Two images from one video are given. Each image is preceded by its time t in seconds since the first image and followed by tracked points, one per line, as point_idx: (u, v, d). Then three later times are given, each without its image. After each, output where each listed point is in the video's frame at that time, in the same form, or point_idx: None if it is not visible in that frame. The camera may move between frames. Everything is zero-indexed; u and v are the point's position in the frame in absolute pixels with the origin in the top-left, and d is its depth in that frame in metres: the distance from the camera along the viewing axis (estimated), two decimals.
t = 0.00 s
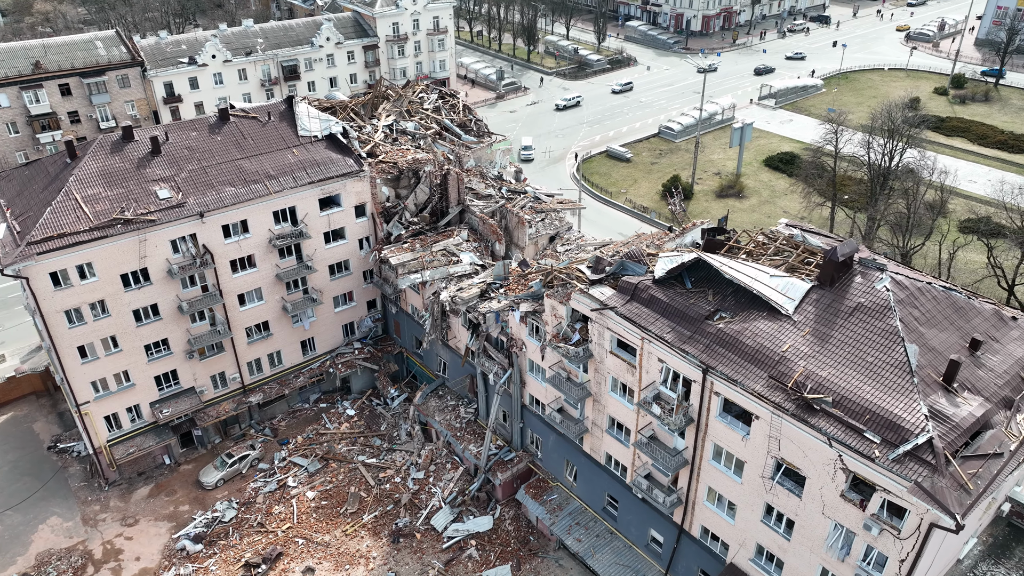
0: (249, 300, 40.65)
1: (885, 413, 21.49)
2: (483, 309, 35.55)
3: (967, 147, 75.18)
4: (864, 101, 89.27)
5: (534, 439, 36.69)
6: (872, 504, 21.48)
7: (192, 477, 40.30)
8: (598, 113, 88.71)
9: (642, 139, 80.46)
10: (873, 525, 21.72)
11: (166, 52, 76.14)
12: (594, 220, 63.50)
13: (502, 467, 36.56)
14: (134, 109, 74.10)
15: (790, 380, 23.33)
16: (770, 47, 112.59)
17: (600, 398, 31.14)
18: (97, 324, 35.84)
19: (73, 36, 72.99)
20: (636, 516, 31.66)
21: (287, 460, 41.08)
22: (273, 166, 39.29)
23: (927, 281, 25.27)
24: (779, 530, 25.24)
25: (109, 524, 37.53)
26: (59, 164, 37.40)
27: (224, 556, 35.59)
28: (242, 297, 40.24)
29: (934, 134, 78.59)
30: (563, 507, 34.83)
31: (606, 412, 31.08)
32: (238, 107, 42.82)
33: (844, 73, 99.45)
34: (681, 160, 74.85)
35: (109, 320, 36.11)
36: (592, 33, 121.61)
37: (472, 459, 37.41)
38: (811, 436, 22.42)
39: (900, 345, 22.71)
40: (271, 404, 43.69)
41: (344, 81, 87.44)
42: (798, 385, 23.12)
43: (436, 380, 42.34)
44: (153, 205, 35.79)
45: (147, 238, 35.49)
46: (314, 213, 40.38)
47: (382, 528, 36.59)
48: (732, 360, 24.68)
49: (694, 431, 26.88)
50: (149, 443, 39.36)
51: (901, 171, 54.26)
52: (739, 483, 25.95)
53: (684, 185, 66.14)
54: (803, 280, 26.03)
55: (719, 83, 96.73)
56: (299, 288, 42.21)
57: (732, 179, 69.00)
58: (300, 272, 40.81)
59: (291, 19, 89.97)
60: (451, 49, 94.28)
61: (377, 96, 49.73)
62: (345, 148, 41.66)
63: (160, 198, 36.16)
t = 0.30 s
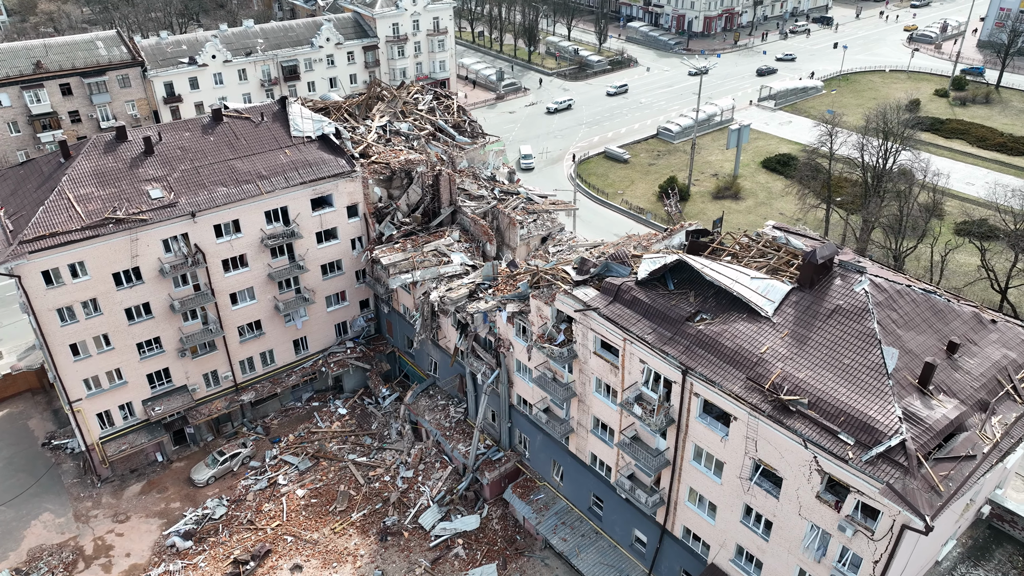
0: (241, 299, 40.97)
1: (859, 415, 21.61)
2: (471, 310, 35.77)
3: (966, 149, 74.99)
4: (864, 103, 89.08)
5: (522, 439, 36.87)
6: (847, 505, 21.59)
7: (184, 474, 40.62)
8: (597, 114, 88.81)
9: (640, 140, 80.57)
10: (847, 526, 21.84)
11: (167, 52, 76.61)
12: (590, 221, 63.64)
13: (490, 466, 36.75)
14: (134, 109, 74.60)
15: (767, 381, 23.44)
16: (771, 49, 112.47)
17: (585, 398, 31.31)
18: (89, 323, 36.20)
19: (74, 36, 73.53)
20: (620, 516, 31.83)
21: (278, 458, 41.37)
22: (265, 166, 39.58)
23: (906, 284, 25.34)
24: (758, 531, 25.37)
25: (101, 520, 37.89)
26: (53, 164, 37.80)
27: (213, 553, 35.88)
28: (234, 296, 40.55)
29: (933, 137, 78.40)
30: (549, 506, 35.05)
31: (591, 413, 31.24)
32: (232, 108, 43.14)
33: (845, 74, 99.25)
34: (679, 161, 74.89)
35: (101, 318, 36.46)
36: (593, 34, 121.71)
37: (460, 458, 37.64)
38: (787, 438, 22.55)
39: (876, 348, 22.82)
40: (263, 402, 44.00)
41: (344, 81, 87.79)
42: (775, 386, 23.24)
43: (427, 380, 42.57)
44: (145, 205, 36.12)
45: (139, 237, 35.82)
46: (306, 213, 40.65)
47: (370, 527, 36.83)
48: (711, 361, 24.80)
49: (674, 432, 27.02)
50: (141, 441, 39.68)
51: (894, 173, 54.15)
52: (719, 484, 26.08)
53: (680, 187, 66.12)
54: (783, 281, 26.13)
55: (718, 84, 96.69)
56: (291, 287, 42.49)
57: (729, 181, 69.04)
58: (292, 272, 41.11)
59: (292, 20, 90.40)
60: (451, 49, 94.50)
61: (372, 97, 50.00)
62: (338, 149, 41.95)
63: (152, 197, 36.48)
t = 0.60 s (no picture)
0: (232, 298, 41.25)
1: (832, 416, 21.74)
2: (458, 310, 35.98)
3: (963, 151, 74.83)
4: (862, 104, 88.92)
5: (509, 438, 37.07)
6: (820, 506, 21.72)
7: (175, 472, 40.92)
8: (594, 114, 88.98)
9: (637, 141, 80.72)
10: (821, 526, 21.97)
11: (166, 52, 77.04)
12: (583, 221, 63.76)
13: (476, 466, 36.96)
14: (133, 108, 74.98)
15: (743, 382, 23.56)
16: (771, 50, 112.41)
17: (568, 398, 31.47)
18: (80, 321, 36.50)
19: (74, 36, 73.94)
20: (604, 516, 31.97)
21: (268, 456, 41.65)
22: (256, 167, 39.82)
23: (884, 286, 25.42)
24: (735, 531, 25.50)
25: (91, 517, 38.21)
26: (45, 163, 38.14)
27: (201, 550, 36.16)
28: (225, 295, 40.84)
29: (930, 138, 78.28)
30: (535, 506, 35.26)
31: (575, 412, 31.40)
32: (224, 108, 43.43)
33: (843, 76, 99.07)
34: (675, 162, 74.99)
35: (91, 317, 36.76)
36: (593, 35, 121.78)
37: (447, 457, 37.88)
38: (761, 438, 22.69)
39: (851, 350, 22.93)
40: (255, 401, 44.28)
41: (342, 81, 88.12)
42: (751, 387, 23.37)
43: (417, 379, 42.78)
44: (135, 204, 36.38)
45: (129, 237, 36.10)
46: (296, 213, 40.91)
47: (358, 525, 37.09)
48: (689, 362, 24.94)
49: (655, 432, 27.17)
50: (132, 439, 39.98)
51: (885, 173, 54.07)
52: (698, 484, 26.23)
53: (675, 187, 66.19)
54: (763, 283, 26.24)
55: (717, 85, 96.68)
56: (282, 287, 42.75)
57: (724, 182, 69.11)
58: (282, 272, 41.37)
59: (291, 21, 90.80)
60: (450, 50, 94.69)
61: (365, 97, 50.25)
62: (329, 149, 42.18)
63: (142, 197, 36.76)
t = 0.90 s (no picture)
0: (221, 298, 41.48)
1: (803, 417, 21.89)
2: (443, 310, 36.22)
3: (957, 153, 74.77)
4: (858, 106, 88.91)
5: (494, 438, 37.28)
6: (791, 506, 21.88)
7: (164, 471, 41.16)
8: (590, 115, 89.15)
9: (632, 142, 80.89)
10: (792, 526, 22.14)
11: (162, 53, 77.35)
12: (576, 222, 63.94)
13: (462, 466, 37.19)
14: (129, 109, 75.18)
15: (717, 383, 23.72)
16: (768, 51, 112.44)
17: (551, 398, 31.65)
18: (68, 320, 36.73)
19: (70, 36, 74.16)
20: (586, 515, 32.18)
21: (256, 455, 41.91)
22: (244, 167, 40.03)
23: (860, 288, 25.53)
24: (711, 530, 25.67)
25: (80, 515, 38.46)
26: (35, 164, 38.36)
27: (188, 548, 36.40)
28: (214, 295, 41.08)
29: (925, 140, 78.26)
30: (519, 505, 35.50)
31: (557, 413, 31.58)
32: (214, 110, 43.69)
33: (840, 77, 98.92)
34: (669, 163, 75.10)
35: (80, 316, 36.98)
36: (591, 36, 121.81)
37: (433, 457, 38.13)
38: (735, 439, 22.86)
39: (824, 351, 23.08)
40: (244, 400, 44.53)
41: (338, 81, 88.34)
42: (725, 388, 23.53)
43: (405, 379, 42.98)
44: (124, 205, 36.58)
45: (118, 237, 36.30)
46: (285, 214, 41.13)
47: (344, 524, 37.33)
48: (665, 363, 25.11)
49: (633, 432, 27.36)
50: (121, 437, 40.22)
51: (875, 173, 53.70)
52: (675, 484, 26.40)
53: (668, 188, 66.28)
54: (740, 284, 26.40)
55: (713, 86, 96.67)
56: (271, 287, 42.96)
57: (717, 183, 69.20)
58: (271, 272, 41.60)
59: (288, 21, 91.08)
60: (446, 50, 94.88)
61: (356, 99, 50.53)
62: (317, 150, 42.37)
63: (131, 198, 36.95)
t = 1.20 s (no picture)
0: (209, 298, 41.66)
1: (774, 418, 22.05)
2: (427, 311, 36.48)
3: (949, 154, 74.81)
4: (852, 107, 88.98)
5: (479, 439, 37.50)
6: (761, 506, 22.07)
7: (152, 470, 41.34)
8: (584, 116, 89.36)
9: (625, 143, 81.06)
10: (762, 526, 22.31)
11: (156, 54, 77.57)
12: (567, 222, 64.20)
13: (446, 466, 37.42)
14: (123, 109, 75.35)
15: (690, 384, 23.90)
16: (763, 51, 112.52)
17: (532, 399, 31.84)
18: (55, 320, 36.87)
19: (65, 38, 74.36)
20: (567, 515, 32.38)
21: (244, 454, 42.13)
22: (231, 169, 40.20)
23: (834, 289, 25.65)
24: (686, 530, 25.84)
25: (67, 514, 38.68)
26: (23, 165, 38.49)
27: (173, 547, 36.61)
28: (202, 295, 41.25)
29: (917, 141, 78.34)
30: (502, 505, 35.75)
31: (537, 413, 31.73)
32: (202, 111, 43.87)
33: (835, 78, 98.91)
34: (662, 164, 75.24)
35: (67, 317, 37.11)
36: (587, 37, 121.98)
37: (418, 457, 38.36)
38: (707, 439, 23.03)
39: (796, 353, 23.22)
40: (232, 400, 44.74)
41: (333, 82, 88.55)
42: (698, 389, 23.69)
43: (393, 379, 43.20)
44: (110, 206, 36.70)
45: (104, 238, 36.42)
46: (272, 214, 41.33)
47: (329, 523, 37.56)
48: (641, 364, 25.29)
49: (610, 432, 27.55)
50: (109, 437, 40.40)
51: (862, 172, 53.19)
52: (651, 484, 26.59)
53: (659, 189, 66.45)
54: (716, 286, 26.56)
55: (708, 87, 96.72)
56: (259, 287, 43.13)
57: (709, 184, 69.39)
58: (258, 272, 41.77)
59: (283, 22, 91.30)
60: (441, 52, 95.09)
61: (345, 100, 50.80)
62: (305, 151, 42.54)
63: (117, 199, 37.06)
